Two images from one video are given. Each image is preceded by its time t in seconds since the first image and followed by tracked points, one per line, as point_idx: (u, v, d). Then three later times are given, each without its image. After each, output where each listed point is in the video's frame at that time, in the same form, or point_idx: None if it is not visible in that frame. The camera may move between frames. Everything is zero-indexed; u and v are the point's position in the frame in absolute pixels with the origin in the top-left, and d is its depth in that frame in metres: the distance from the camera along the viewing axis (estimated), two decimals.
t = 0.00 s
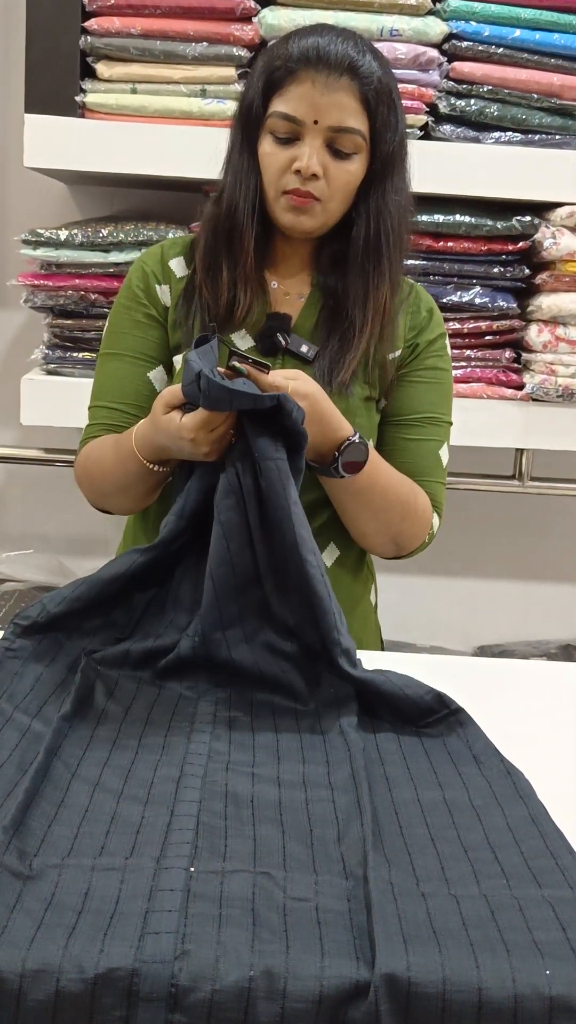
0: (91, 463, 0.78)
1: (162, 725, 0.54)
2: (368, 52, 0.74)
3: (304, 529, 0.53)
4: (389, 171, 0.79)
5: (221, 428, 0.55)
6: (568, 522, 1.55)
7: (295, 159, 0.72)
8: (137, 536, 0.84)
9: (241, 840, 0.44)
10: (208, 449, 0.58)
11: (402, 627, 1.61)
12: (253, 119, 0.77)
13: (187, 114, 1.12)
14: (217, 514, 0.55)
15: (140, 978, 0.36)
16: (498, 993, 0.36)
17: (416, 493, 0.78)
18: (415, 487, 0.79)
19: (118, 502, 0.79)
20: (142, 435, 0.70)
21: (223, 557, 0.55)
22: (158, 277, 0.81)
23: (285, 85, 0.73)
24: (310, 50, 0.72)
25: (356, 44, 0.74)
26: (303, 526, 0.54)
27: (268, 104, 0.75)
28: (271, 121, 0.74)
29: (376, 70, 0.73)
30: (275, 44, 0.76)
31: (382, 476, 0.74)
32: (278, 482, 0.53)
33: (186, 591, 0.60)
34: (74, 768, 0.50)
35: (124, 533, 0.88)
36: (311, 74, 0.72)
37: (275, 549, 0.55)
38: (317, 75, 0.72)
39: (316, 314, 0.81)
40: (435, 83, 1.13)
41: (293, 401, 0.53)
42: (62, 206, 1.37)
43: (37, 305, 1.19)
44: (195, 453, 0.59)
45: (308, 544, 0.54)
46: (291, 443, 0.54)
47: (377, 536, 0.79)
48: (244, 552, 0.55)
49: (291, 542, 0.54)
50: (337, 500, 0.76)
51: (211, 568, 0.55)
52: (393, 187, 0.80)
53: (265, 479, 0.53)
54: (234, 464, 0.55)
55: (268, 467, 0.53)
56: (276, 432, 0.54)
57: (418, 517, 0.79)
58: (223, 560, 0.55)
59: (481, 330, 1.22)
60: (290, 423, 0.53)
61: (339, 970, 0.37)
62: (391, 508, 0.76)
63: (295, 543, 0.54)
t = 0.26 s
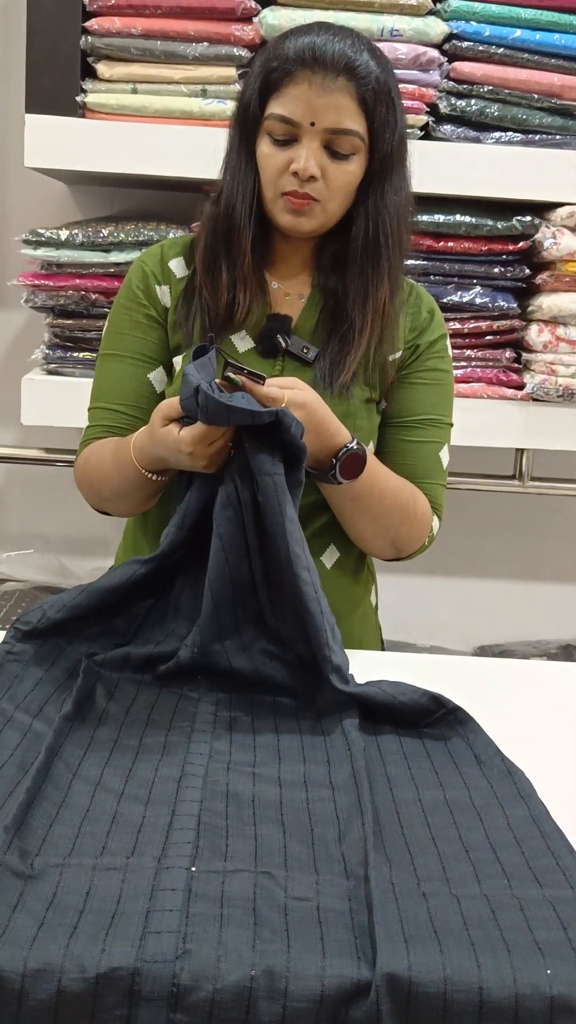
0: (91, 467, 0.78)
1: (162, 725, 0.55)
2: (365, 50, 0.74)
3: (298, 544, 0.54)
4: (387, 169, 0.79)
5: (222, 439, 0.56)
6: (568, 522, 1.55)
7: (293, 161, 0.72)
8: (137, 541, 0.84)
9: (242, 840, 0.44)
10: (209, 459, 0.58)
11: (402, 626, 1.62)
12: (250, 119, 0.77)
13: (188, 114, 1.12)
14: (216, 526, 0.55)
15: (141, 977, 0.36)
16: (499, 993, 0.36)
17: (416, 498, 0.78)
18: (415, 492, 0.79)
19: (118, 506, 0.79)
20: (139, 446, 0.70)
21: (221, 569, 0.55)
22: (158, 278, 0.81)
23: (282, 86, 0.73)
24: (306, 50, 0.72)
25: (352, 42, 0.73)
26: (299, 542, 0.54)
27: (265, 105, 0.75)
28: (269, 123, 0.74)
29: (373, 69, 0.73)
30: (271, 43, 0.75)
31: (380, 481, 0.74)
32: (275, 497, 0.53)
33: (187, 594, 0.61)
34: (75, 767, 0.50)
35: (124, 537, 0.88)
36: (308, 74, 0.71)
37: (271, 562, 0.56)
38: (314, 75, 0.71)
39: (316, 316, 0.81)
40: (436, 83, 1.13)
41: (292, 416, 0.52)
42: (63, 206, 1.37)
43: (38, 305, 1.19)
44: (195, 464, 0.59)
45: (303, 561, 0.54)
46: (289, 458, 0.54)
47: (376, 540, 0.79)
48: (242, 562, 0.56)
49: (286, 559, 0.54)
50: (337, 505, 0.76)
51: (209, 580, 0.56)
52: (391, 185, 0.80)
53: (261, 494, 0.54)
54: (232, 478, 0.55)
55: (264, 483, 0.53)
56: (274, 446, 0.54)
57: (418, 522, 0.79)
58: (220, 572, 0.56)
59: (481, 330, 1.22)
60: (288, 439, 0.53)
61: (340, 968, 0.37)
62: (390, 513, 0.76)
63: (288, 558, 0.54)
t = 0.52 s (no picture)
0: (89, 470, 0.78)
1: (163, 724, 0.55)
2: (358, 42, 0.74)
3: (292, 563, 0.54)
4: (385, 161, 0.79)
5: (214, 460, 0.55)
6: (568, 521, 1.55)
7: (294, 156, 0.72)
8: (137, 546, 0.84)
9: (242, 839, 0.44)
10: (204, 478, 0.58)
11: (402, 626, 1.62)
12: (246, 121, 0.77)
13: (188, 114, 1.12)
14: (211, 544, 0.55)
15: (142, 976, 0.36)
16: (500, 991, 0.36)
17: (416, 500, 0.78)
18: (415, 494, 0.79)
19: (116, 509, 0.79)
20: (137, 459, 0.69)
21: (216, 586, 0.56)
22: (159, 278, 0.81)
23: (277, 83, 0.73)
24: (299, 45, 0.72)
25: (344, 36, 0.74)
26: (292, 562, 0.54)
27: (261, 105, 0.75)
28: (266, 122, 0.74)
29: (366, 60, 0.73)
30: (263, 43, 0.76)
31: (381, 483, 0.74)
32: (269, 519, 0.53)
33: (188, 595, 0.61)
34: (75, 766, 0.50)
35: (124, 542, 0.87)
36: (304, 67, 0.72)
37: (265, 578, 0.56)
38: (310, 68, 0.72)
39: (317, 318, 0.81)
40: (436, 83, 1.13)
41: (287, 435, 0.52)
42: (63, 206, 1.37)
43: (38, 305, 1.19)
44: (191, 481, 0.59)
45: (295, 581, 0.54)
46: (284, 477, 0.54)
47: (376, 542, 0.79)
48: (237, 578, 0.56)
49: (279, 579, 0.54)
50: (337, 505, 0.76)
51: (206, 597, 0.56)
52: (389, 177, 0.80)
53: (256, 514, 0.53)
54: (227, 495, 0.55)
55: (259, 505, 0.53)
56: (268, 465, 0.53)
57: (417, 525, 0.79)
58: (217, 589, 0.56)
59: (481, 330, 1.22)
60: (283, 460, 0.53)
61: (341, 968, 0.37)
62: (390, 514, 0.76)
63: (282, 577, 0.54)
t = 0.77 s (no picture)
0: (91, 481, 0.78)
1: (163, 724, 0.55)
2: (355, 40, 0.75)
3: (295, 570, 0.54)
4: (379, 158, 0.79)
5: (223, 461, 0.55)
6: (568, 521, 1.55)
7: (292, 145, 0.72)
8: (139, 553, 0.83)
9: (241, 838, 0.44)
10: (212, 481, 0.58)
11: (402, 626, 1.62)
12: (243, 115, 0.76)
13: (188, 114, 1.12)
14: (216, 551, 0.56)
15: (140, 976, 0.36)
16: (498, 990, 0.36)
17: (418, 498, 0.78)
18: (416, 493, 0.78)
19: (119, 518, 0.79)
20: (141, 465, 0.69)
21: (219, 592, 0.56)
22: (154, 285, 0.81)
23: (275, 74, 0.73)
24: (298, 39, 0.73)
25: (344, 33, 0.75)
26: (296, 567, 0.54)
27: (258, 98, 0.75)
28: (264, 113, 0.74)
29: (364, 56, 0.74)
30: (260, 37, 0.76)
31: (383, 483, 0.74)
32: (273, 523, 0.53)
33: (189, 595, 0.61)
34: (75, 766, 0.50)
35: (124, 547, 0.87)
36: (304, 58, 0.72)
37: (269, 585, 0.56)
38: (310, 60, 0.72)
39: (313, 320, 0.81)
40: (435, 83, 1.13)
41: (295, 440, 0.52)
42: (63, 206, 1.37)
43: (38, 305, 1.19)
44: (198, 486, 0.58)
45: (298, 586, 0.54)
46: (289, 482, 0.54)
47: (379, 541, 0.79)
48: (240, 583, 0.57)
49: (282, 585, 0.55)
50: (339, 506, 0.76)
51: (208, 604, 0.56)
52: (382, 175, 0.80)
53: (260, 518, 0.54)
54: (233, 502, 0.55)
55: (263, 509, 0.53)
56: (275, 469, 0.54)
57: (421, 523, 0.79)
58: (219, 595, 0.56)
59: (481, 330, 1.22)
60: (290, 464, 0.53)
61: (340, 967, 0.37)
62: (393, 514, 0.76)
63: (284, 585, 0.54)
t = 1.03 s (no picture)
0: (89, 487, 0.78)
1: (162, 725, 0.55)
2: (363, 45, 0.75)
3: (296, 570, 0.54)
4: (381, 164, 0.80)
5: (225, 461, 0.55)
6: (567, 522, 1.55)
7: (297, 143, 0.72)
8: (138, 556, 0.83)
9: (240, 839, 0.44)
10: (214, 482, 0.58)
11: (401, 626, 1.62)
12: (247, 115, 0.76)
13: (187, 115, 1.13)
14: (218, 551, 0.56)
15: (139, 976, 0.36)
16: (496, 991, 0.36)
17: (412, 499, 0.78)
18: (412, 494, 0.79)
19: (118, 523, 0.79)
20: (143, 467, 0.69)
21: (220, 593, 0.56)
22: (146, 291, 0.80)
23: (282, 70, 0.73)
24: (308, 39, 0.73)
25: (352, 36, 0.75)
26: (298, 567, 0.54)
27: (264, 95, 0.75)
28: (269, 108, 0.74)
29: (372, 62, 0.75)
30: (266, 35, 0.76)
31: (374, 484, 0.74)
32: (276, 522, 0.53)
33: (189, 596, 0.61)
34: (74, 767, 0.50)
35: (124, 551, 0.87)
36: (310, 57, 0.72)
37: (270, 585, 0.56)
38: (317, 60, 0.72)
39: (307, 321, 0.81)
40: (435, 83, 1.13)
41: (300, 439, 0.53)
42: (63, 207, 1.38)
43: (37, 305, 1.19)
44: (200, 487, 0.58)
45: (299, 586, 0.55)
46: (292, 482, 0.55)
47: (373, 542, 0.79)
48: (241, 584, 0.57)
49: (284, 585, 0.55)
50: (332, 509, 0.76)
51: (209, 605, 0.56)
52: (382, 180, 0.81)
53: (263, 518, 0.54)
54: (236, 503, 0.56)
55: (268, 509, 0.53)
56: (280, 469, 0.54)
57: (415, 524, 0.79)
58: (220, 595, 0.56)
59: (480, 330, 1.22)
60: (295, 463, 0.53)
61: (338, 968, 0.37)
62: (385, 516, 0.76)
63: (286, 584, 0.55)
